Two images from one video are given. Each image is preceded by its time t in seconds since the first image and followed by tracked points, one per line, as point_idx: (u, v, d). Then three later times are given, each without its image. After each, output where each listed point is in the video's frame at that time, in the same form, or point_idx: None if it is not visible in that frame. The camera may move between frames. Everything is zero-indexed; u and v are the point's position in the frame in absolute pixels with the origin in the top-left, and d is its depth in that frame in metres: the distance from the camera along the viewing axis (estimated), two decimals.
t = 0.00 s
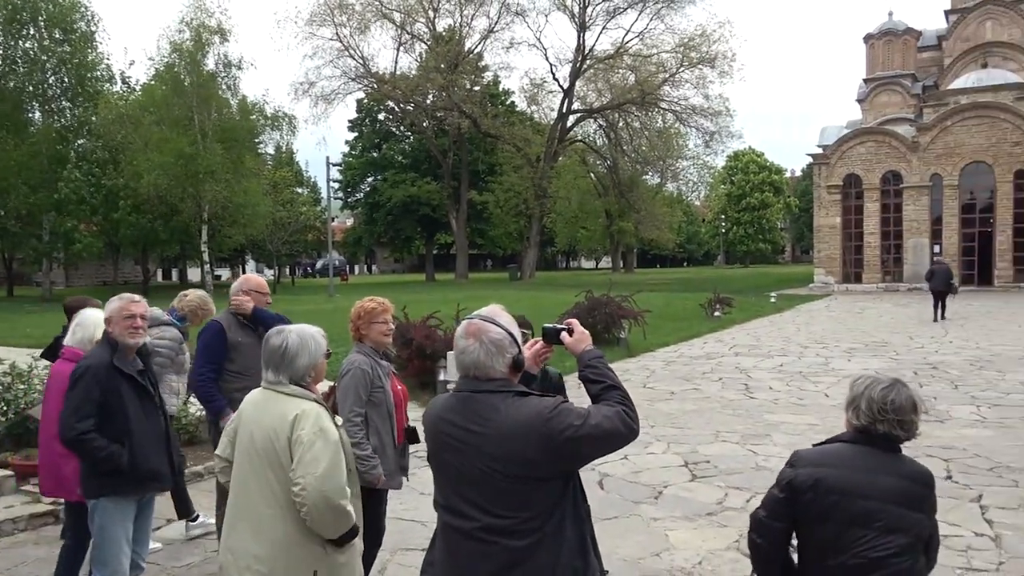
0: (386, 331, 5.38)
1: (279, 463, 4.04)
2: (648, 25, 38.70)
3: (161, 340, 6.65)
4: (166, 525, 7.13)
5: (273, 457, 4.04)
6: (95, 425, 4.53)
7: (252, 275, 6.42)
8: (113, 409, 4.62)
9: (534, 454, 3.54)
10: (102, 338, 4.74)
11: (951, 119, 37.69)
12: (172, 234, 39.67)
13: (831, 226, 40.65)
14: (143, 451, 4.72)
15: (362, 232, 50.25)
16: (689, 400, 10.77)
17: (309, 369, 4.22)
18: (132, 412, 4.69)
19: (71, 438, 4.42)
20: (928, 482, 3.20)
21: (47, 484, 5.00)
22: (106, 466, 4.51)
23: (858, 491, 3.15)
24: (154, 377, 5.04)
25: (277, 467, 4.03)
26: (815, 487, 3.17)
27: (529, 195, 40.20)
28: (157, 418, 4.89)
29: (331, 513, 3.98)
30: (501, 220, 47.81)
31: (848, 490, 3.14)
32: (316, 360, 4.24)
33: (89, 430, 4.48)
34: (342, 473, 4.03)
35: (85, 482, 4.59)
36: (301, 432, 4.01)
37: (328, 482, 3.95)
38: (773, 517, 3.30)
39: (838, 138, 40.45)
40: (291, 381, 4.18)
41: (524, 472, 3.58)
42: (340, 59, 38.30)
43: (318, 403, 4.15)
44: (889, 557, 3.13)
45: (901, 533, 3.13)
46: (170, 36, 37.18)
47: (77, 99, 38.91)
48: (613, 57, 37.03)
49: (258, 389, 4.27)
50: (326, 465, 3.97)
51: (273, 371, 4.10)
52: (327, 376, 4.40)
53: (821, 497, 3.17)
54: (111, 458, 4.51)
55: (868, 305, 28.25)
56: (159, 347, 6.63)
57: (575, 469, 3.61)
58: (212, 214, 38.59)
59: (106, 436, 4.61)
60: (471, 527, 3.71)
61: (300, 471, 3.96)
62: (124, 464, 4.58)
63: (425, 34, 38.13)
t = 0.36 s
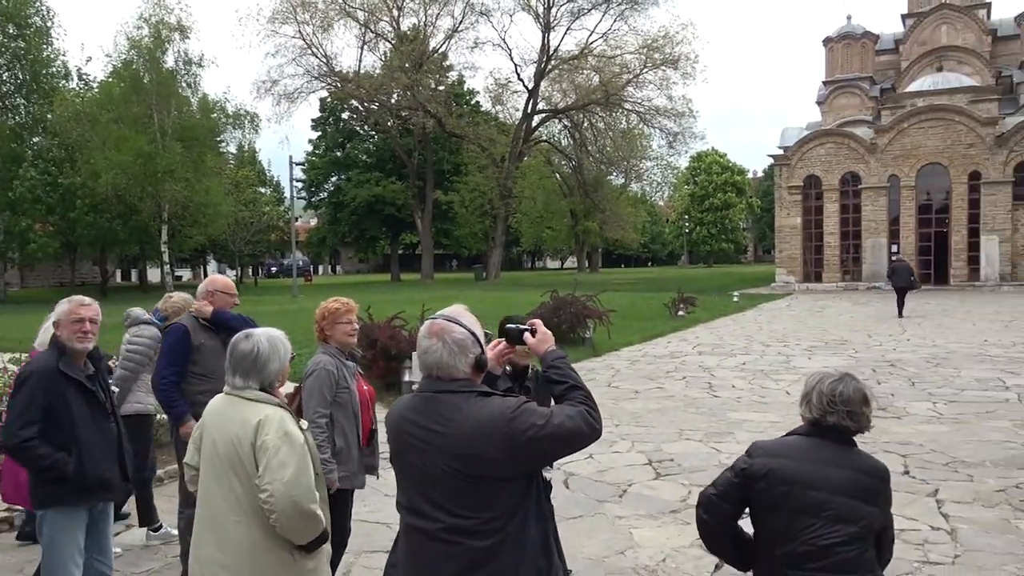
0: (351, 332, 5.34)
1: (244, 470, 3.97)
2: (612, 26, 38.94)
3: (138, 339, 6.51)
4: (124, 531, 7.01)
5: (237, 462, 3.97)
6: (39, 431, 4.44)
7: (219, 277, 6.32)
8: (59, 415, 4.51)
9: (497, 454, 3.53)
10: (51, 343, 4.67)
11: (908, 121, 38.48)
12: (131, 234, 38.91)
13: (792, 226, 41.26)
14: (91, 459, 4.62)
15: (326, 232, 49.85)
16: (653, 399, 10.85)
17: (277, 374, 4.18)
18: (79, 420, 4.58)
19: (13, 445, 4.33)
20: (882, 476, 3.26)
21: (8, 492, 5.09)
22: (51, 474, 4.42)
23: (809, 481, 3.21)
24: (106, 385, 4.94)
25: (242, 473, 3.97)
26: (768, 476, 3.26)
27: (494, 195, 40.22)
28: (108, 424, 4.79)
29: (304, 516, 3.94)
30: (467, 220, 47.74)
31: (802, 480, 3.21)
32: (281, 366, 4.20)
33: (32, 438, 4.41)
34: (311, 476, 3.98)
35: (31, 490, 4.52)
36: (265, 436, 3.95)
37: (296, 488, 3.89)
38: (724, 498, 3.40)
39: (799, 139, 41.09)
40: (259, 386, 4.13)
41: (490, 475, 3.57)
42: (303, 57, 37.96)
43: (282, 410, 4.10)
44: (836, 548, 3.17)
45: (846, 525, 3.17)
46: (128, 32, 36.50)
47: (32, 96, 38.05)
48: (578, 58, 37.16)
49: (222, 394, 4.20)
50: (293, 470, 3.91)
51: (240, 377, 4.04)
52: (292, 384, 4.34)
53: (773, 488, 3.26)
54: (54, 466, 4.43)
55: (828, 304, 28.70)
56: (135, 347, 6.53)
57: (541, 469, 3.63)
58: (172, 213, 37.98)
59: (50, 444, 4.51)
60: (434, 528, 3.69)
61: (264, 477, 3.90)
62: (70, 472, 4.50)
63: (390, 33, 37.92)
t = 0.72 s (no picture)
0: (322, 334, 5.29)
1: (208, 471, 3.91)
2: (582, 28, 39.12)
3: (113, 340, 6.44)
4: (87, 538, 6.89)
5: (201, 464, 3.91)
6: None
7: (188, 280, 6.20)
8: (17, 421, 4.42)
9: (464, 456, 3.52)
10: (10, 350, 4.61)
11: (871, 122, 39.13)
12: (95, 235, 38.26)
13: (759, 226, 41.59)
14: (52, 465, 4.53)
15: (295, 234, 49.45)
16: (622, 399, 10.90)
17: (234, 372, 4.08)
18: (39, 426, 4.49)
19: None
20: (839, 474, 3.28)
21: None
22: (11, 482, 4.36)
23: (760, 474, 3.31)
24: (70, 391, 4.86)
25: (207, 474, 3.91)
26: (723, 469, 3.39)
27: (464, 196, 40.26)
28: (69, 430, 4.71)
29: (277, 510, 3.85)
30: (438, 221, 47.64)
31: (752, 473, 3.32)
32: (242, 360, 4.10)
33: None
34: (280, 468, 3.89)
35: None
36: (228, 436, 3.89)
37: (263, 486, 3.80)
38: (688, 488, 3.54)
39: (765, 141, 41.54)
40: (216, 387, 4.06)
41: (456, 476, 3.55)
42: (271, 57, 37.65)
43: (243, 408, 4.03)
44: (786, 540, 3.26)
45: (792, 518, 3.25)
46: (91, 31, 35.97)
47: None
48: (548, 59, 37.33)
49: (185, 397, 4.14)
50: (257, 468, 3.82)
51: (195, 378, 3.99)
52: (257, 379, 4.24)
53: (728, 479, 3.38)
54: (13, 474, 4.37)
55: (795, 303, 29.02)
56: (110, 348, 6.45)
57: (509, 470, 3.61)
58: (137, 214, 37.47)
59: (9, 452, 4.43)
60: (401, 529, 3.67)
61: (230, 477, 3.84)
62: (29, 480, 4.42)
63: (358, 33, 37.77)
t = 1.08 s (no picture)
0: (291, 334, 5.24)
1: (173, 468, 3.85)
2: (553, 30, 39.23)
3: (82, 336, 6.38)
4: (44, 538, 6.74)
5: (165, 462, 3.85)
6: None
7: (154, 278, 6.10)
8: None
9: (427, 456, 3.51)
10: None
11: (837, 129, 39.67)
12: (56, 231, 37.54)
13: (726, 229, 41.98)
14: (15, 465, 4.44)
15: (263, 231, 48.97)
16: (589, 400, 10.96)
17: (190, 369, 3.99)
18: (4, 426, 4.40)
19: None
20: (788, 473, 3.29)
21: None
22: None
23: (703, 473, 3.45)
24: (36, 387, 4.78)
25: (172, 472, 3.85)
26: (675, 466, 3.56)
27: (435, 195, 40.15)
28: (35, 429, 4.61)
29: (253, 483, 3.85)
30: (407, 221, 47.46)
31: (696, 471, 3.47)
32: (204, 352, 4.06)
33: None
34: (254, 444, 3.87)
35: None
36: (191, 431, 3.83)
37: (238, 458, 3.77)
38: (655, 491, 3.69)
39: (733, 145, 41.98)
40: (177, 383, 3.99)
41: (417, 478, 3.54)
42: (239, 53, 37.26)
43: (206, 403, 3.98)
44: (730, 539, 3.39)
45: (735, 516, 3.37)
46: (55, 23, 35.42)
47: None
48: (519, 60, 37.35)
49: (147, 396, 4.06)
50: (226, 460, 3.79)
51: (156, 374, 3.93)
52: (222, 374, 4.19)
53: (683, 477, 3.54)
54: None
55: (760, 306, 29.34)
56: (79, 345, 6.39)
57: (473, 469, 3.60)
58: (100, 211, 36.87)
59: None
60: (364, 530, 3.64)
61: (200, 468, 3.81)
62: None
63: (328, 30, 37.55)
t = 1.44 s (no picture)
0: (252, 339, 5.17)
1: (128, 472, 3.76)
2: (515, 30, 39.29)
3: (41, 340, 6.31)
4: None
5: (120, 466, 3.76)
6: None
7: (108, 280, 6.03)
8: None
9: (385, 455, 3.49)
10: None
11: (794, 131, 40.29)
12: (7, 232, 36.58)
13: (687, 230, 42.38)
14: None
15: (222, 232, 48.27)
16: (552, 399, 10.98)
17: (144, 372, 3.90)
18: None
19: None
20: (738, 466, 3.32)
21: None
22: None
23: (659, 474, 3.49)
24: None
25: (126, 475, 3.76)
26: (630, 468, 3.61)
27: (397, 196, 40.00)
28: None
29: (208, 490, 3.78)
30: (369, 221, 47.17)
31: (652, 473, 3.50)
32: (158, 353, 3.96)
33: None
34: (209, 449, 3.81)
35: None
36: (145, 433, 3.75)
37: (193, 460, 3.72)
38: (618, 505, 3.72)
39: (694, 146, 42.39)
40: (130, 385, 3.91)
41: (372, 480, 3.51)
42: (198, 51, 36.73)
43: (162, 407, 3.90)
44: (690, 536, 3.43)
45: (686, 511, 3.40)
46: (5, 18, 34.64)
47: None
48: (481, 61, 37.27)
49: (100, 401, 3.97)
50: (182, 462, 3.71)
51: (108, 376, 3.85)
52: (178, 376, 4.07)
53: (639, 479, 3.58)
54: None
55: (720, 305, 29.69)
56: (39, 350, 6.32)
57: (430, 468, 3.59)
58: (52, 211, 36.02)
59: None
60: (323, 534, 3.59)
61: (154, 471, 3.73)
62: None
63: (289, 29, 37.20)
